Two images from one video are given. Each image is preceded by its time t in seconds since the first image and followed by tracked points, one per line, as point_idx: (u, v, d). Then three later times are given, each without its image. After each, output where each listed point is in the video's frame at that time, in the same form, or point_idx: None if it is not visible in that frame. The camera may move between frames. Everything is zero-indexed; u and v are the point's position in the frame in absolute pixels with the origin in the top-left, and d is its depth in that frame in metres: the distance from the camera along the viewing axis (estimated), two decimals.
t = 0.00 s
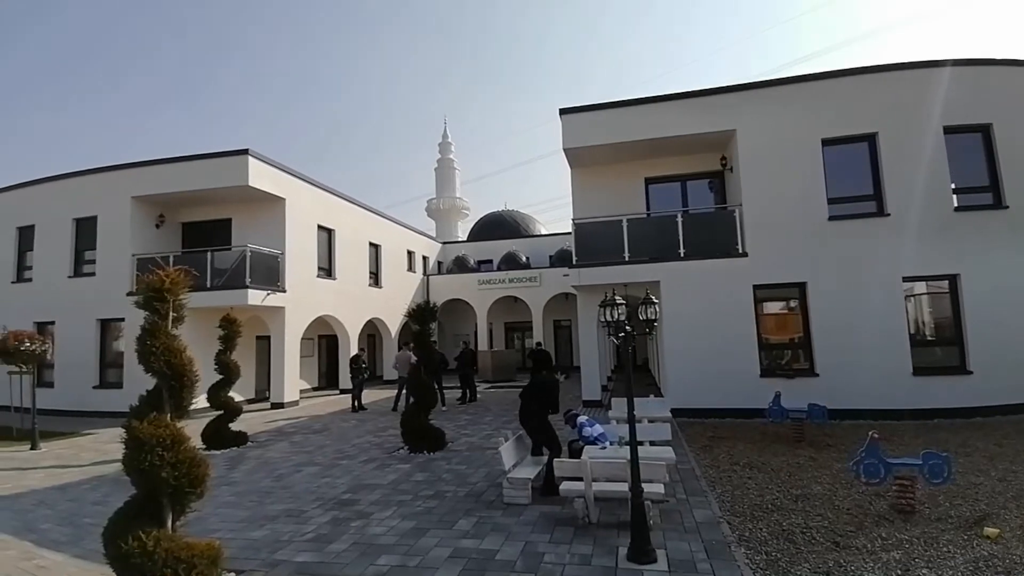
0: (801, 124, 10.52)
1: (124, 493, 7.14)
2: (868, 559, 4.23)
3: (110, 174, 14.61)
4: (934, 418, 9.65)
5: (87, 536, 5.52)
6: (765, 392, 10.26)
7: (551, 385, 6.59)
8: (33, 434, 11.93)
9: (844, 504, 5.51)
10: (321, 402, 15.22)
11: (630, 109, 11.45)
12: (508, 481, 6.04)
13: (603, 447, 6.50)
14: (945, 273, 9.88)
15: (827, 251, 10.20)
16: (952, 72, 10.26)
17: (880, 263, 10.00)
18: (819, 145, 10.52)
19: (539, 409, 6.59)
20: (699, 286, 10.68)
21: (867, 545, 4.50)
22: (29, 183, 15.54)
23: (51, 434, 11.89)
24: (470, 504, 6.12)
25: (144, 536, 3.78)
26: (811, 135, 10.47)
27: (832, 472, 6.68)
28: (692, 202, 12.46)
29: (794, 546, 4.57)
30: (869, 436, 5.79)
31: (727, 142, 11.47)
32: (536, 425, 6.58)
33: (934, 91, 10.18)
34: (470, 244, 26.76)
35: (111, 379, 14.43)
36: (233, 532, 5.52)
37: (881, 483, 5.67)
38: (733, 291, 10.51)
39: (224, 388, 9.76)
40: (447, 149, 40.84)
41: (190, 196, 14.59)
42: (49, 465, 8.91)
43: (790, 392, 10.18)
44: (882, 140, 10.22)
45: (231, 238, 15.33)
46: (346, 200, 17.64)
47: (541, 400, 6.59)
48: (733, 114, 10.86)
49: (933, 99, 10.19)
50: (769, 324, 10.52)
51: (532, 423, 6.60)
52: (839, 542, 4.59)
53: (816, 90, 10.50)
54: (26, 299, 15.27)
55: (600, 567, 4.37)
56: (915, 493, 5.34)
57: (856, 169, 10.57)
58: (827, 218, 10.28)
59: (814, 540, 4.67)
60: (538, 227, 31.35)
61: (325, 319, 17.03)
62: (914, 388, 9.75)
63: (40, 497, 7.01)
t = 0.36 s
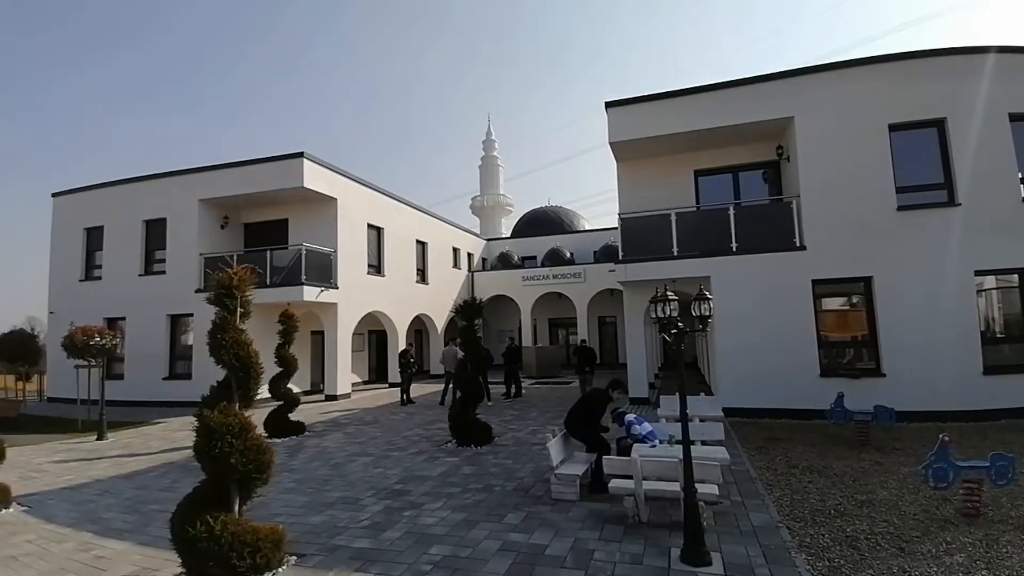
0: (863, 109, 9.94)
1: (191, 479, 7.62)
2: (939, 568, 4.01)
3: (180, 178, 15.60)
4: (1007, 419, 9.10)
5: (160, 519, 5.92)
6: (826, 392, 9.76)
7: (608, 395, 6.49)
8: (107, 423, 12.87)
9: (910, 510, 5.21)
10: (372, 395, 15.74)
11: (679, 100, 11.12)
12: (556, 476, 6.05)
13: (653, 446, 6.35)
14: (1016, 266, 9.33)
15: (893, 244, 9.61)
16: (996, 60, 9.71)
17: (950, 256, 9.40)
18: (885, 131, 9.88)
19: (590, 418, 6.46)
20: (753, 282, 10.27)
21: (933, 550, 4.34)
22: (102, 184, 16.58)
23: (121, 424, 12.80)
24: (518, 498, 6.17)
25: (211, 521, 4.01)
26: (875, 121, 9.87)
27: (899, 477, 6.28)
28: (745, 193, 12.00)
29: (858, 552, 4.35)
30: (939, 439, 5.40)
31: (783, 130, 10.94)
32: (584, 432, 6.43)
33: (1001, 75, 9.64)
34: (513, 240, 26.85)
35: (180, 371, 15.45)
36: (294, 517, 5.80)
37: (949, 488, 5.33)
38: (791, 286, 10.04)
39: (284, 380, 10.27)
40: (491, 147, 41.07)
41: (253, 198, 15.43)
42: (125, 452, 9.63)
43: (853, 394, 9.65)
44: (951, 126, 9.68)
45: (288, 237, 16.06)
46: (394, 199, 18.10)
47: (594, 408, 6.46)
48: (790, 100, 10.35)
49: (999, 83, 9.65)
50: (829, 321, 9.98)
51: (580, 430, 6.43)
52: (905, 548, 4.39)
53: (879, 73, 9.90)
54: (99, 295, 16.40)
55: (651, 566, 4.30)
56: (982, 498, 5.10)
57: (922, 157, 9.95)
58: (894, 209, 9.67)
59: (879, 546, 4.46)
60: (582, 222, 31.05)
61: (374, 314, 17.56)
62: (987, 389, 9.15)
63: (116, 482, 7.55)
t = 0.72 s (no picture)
0: (906, 101, 9.50)
1: (228, 471, 7.87)
2: None
3: (217, 180, 16.14)
4: None
5: (199, 509, 6.14)
6: (865, 396, 9.41)
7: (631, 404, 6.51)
8: (147, 416, 13.42)
9: (952, 517, 5.02)
10: (400, 392, 15.98)
11: (711, 95, 10.88)
12: (584, 476, 6.01)
13: (684, 448, 6.24)
14: None
15: (937, 242, 9.20)
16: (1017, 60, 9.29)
17: (998, 255, 8.99)
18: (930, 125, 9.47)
19: (618, 430, 6.41)
20: (788, 281, 9.98)
21: (970, 556, 4.24)
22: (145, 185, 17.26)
23: (161, 417, 13.31)
24: (546, 498, 6.15)
25: (248, 512, 4.12)
26: (919, 114, 9.44)
27: (941, 483, 6.02)
28: (780, 190, 11.68)
29: (898, 560, 4.20)
30: (981, 443, 5.15)
31: (820, 125, 10.58)
32: (612, 444, 6.37)
33: None
34: (540, 239, 26.80)
35: (217, 366, 16.00)
36: (327, 510, 5.94)
37: (985, 494, 5.10)
38: (827, 285, 9.71)
39: (315, 376, 10.51)
40: (518, 146, 41.10)
41: (287, 199, 15.85)
42: (165, 444, 10.02)
43: (894, 398, 9.28)
44: (998, 119, 9.22)
45: (320, 237, 16.43)
46: (422, 198, 18.30)
47: (620, 418, 6.45)
48: (827, 93, 9.99)
49: None
50: (868, 322, 9.61)
51: (607, 442, 6.37)
52: (943, 555, 4.26)
53: (923, 64, 9.46)
54: (142, 293, 17.10)
55: (683, 571, 4.23)
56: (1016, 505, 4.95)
57: (968, 151, 9.50)
58: (939, 206, 9.26)
59: (917, 553, 4.32)
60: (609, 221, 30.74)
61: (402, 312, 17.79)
62: None
63: (157, 473, 7.86)
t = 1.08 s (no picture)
0: (914, 103, 9.42)
1: (228, 464, 7.89)
2: None
3: (222, 174, 16.16)
4: None
5: (198, 502, 6.16)
6: (867, 400, 9.36)
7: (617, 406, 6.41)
8: (149, 408, 13.47)
9: (953, 523, 4.98)
10: (401, 388, 16.00)
11: (717, 96, 10.82)
12: (583, 476, 5.99)
13: (684, 449, 6.22)
14: None
15: (943, 247, 9.13)
16: None
17: (1005, 260, 8.91)
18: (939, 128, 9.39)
19: (614, 434, 6.27)
20: (792, 284, 9.92)
21: (971, 563, 4.20)
22: (150, 177, 17.31)
23: (162, 409, 13.36)
24: (545, 497, 6.14)
25: (247, 506, 4.12)
26: (928, 118, 9.35)
27: (943, 489, 5.98)
28: (785, 192, 11.62)
29: (898, 566, 4.17)
30: (982, 449, 5.06)
31: (828, 126, 10.51)
32: (611, 448, 6.29)
33: None
34: (543, 237, 26.76)
35: (219, 359, 16.04)
36: (325, 505, 5.94)
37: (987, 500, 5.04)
38: (831, 288, 9.65)
39: (317, 371, 10.52)
40: (523, 143, 41.07)
41: (292, 193, 15.87)
42: (165, 437, 10.05)
43: (895, 402, 9.23)
44: (1008, 123, 9.13)
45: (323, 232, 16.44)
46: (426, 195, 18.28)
47: (614, 423, 6.31)
48: (835, 95, 9.92)
49: None
50: (872, 326, 9.55)
51: (609, 448, 6.29)
52: (942, 561, 4.23)
53: (933, 67, 9.36)
54: (145, 285, 17.14)
55: (681, 573, 4.21)
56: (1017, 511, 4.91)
57: (977, 155, 9.41)
58: (946, 210, 9.18)
59: (916, 559, 4.29)
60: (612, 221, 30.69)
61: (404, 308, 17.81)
62: None
63: (156, 465, 7.88)
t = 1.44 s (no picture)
0: (907, 110, 9.52)
1: (216, 460, 7.82)
2: None
3: (214, 167, 16.02)
4: None
5: (185, 497, 6.09)
6: (856, 404, 9.44)
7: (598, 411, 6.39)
8: (137, 402, 13.33)
9: (940, 527, 5.04)
10: (392, 386, 15.94)
11: (713, 98, 10.87)
12: (574, 476, 6.00)
13: (675, 450, 6.20)
14: None
15: (934, 253, 9.22)
16: None
17: (994, 267, 9.02)
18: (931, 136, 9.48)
19: (602, 438, 6.26)
20: (784, 287, 9.99)
21: (958, 567, 4.24)
22: (143, 169, 17.11)
23: (150, 404, 13.22)
24: (535, 496, 6.14)
25: (234, 502, 4.07)
26: (922, 125, 9.45)
27: (929, 493, 6.04)
28: (778, 196, 11.70)
29: (886, 569, 4.20)
30: (971, 455, 5.15)
31: (821, 131, 10.59)
32: (602, 450, 6.29)
33: None
34: (537, 237, 26.75)
35: (209, 354, 15.90)
36: (314, 502, 5.90)
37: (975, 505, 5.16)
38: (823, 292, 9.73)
39: (308, 367, 10.45)
40: (519, 143, 41.00)
41: (285, 188, 15.74)
42: (153, 431, 9.93)
43: (885, 406, 9.31)
44: (1000, 132, 9.23)
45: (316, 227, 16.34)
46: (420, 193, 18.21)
47: (599, 428, 6.29)
48: (831, 100, 9.99)
49: None
50: (862, 330, 9.64)
51: (599, 452, 6.29)
52: (930, 565, 4.26)
53: (927, 75, 9.46)
54: (135, 278, 16.95)
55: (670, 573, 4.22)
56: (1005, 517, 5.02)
57: (968, 163, 9.52)
58: (938, 216, 9.27)
59: (904, 562, 4.32)
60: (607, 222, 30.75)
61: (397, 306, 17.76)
62: None
63: (144, 460, 7.80)
